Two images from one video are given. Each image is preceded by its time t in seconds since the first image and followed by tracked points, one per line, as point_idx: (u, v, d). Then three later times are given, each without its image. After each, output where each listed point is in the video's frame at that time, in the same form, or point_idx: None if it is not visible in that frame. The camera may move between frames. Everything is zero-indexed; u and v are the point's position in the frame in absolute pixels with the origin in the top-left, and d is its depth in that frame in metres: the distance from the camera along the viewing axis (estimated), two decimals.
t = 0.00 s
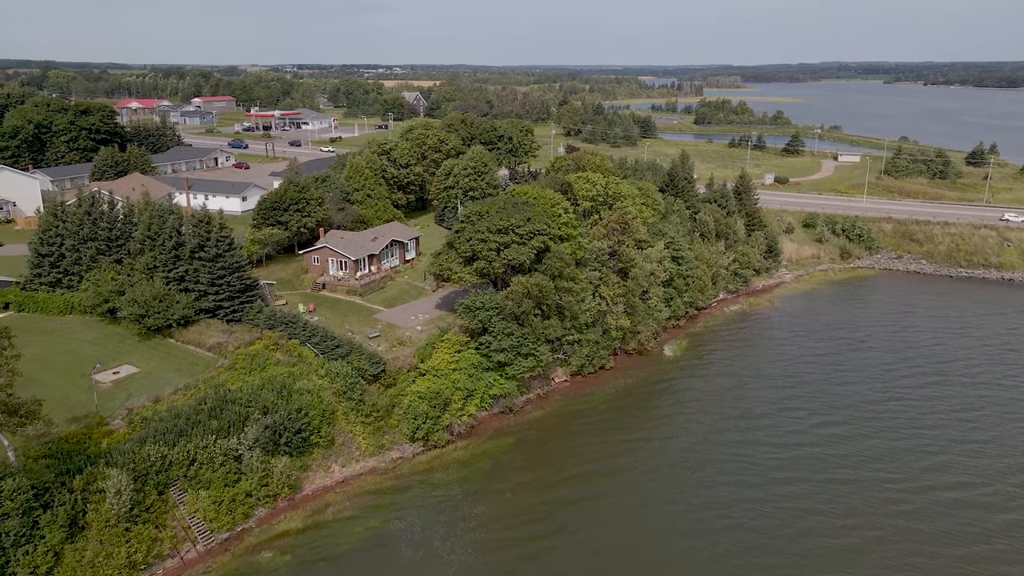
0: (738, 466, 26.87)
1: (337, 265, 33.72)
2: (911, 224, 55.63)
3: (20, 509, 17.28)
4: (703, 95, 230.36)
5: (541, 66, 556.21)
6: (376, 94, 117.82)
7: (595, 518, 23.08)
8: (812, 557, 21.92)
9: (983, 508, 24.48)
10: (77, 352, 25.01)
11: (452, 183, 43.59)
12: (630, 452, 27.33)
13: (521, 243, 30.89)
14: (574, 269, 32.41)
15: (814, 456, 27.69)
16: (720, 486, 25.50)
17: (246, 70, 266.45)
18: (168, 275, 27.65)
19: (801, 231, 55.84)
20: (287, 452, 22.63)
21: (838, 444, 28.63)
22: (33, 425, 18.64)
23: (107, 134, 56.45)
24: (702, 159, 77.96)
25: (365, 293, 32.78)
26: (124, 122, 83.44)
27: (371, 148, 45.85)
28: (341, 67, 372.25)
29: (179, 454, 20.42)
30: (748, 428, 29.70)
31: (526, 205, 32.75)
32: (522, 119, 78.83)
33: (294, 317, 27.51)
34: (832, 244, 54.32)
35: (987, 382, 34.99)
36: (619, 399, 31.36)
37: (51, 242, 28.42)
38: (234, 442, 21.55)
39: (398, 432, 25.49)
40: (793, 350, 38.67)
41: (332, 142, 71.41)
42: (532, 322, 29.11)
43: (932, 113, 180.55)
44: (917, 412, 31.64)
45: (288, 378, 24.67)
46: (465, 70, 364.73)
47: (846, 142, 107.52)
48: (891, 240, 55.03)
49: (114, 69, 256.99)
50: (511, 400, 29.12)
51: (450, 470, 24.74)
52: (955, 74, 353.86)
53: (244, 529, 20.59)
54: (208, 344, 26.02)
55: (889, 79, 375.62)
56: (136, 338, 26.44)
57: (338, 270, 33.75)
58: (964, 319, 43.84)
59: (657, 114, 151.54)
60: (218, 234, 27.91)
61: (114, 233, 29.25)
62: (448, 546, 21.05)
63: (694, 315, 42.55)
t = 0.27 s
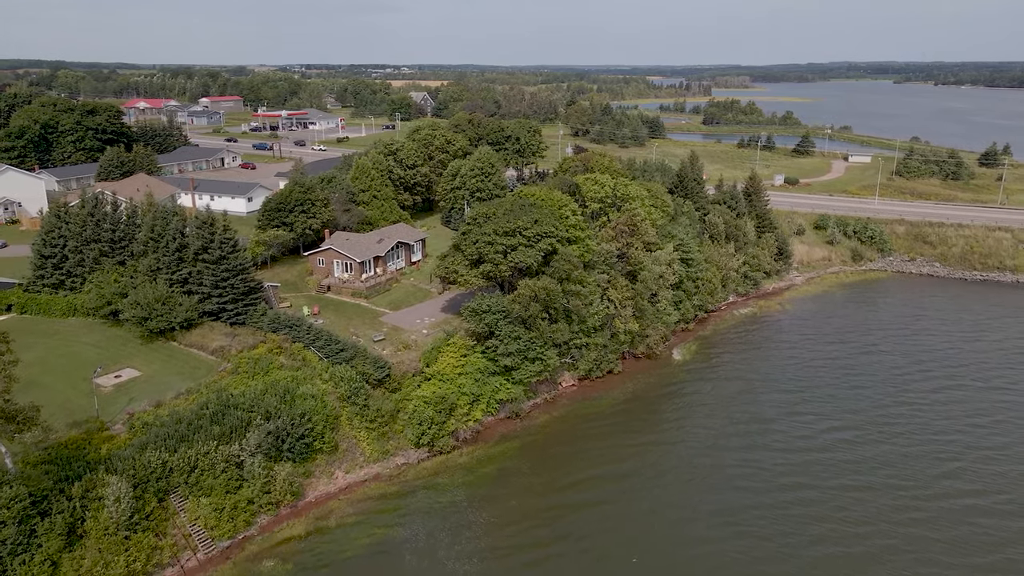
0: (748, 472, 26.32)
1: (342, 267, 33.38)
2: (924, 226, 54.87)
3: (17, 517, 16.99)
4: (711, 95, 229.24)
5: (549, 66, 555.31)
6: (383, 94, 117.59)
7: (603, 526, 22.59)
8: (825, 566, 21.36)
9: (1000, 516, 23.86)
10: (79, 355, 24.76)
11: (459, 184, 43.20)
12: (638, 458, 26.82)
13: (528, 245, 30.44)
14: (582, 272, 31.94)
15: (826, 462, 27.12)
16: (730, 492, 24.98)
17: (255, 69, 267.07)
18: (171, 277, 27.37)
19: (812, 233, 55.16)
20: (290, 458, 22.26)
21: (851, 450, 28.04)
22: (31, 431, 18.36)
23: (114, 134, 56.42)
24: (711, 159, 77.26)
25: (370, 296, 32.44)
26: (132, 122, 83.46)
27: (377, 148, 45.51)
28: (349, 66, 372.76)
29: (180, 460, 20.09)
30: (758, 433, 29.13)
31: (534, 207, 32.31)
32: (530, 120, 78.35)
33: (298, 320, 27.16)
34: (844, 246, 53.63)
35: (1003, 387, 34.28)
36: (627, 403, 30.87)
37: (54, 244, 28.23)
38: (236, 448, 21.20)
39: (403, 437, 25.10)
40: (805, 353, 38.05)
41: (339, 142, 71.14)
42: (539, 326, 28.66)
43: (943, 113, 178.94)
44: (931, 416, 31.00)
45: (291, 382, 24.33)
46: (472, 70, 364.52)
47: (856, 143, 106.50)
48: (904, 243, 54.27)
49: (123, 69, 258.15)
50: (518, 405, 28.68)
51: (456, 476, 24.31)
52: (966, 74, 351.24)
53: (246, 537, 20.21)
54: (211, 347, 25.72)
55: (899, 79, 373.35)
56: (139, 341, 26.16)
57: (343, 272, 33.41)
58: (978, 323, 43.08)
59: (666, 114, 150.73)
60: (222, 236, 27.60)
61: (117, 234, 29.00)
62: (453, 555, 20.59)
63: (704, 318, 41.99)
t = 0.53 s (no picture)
0: (760, 479, 25.69)
1: (348, 269, 33.02)
2: (938, 229, 54.03)
3: (13, 526, 16.64)
4: (720, 95, 228.00)
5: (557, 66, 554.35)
6: (391, 94, 117.30)
7: (612, 535, 22.04)
8: None
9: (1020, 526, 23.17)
10: (81, 359, 24.45)
11: (466, 185, 42.76)
12: (648, 465, 26.25)
13: (536, 248, 29.95)
14: (591, 275, 31.42)
15: (840, 469, 26.49)
16: (741, 499, 24.41)
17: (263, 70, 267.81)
18: (175, 279, 27.06)
19: (824, 235, 54.41)
20: (293, 465, 21.86)
21: (865, 456, 27.41)
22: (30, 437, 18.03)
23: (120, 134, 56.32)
24: (721, 160, 76.49)
25: (376, 299, 32.08)
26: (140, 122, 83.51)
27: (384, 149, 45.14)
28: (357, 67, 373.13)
29: (181, 468, 19.71)
30: (771, 439, 28.52)
31: (542, 209, 31.83)
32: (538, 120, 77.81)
33: (302, 324, 26.77)
34: (856, 249, 52.87)
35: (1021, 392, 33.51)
36: (636, 409, 30.32)
37: (58, 245, 27.99)
38: (238, 455, 20.81)
39: (408, 444, 24.66)
40: (817, 357, 37.39)
41: (346, 143, 70.88)
42: (547, 330, 28.17)
43: (955, 114, 177.19)
44: (947, 422, 30.28)
45: (295, 387, 23.95)
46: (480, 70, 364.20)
47: (868, 144, 105.44)
48: (917, 245, 53.44)
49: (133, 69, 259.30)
50: (526, 411, 28.21)
51: (462, 484, 23.83)
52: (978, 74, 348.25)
53: (248, 546, 19.79)
54: (214, 350, 25.39)
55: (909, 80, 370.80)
56: (142, 344, 25.86)
57: (349, 274, 33.04)
58: (995, 327, 42.26)
59: (675, 114, 149.82)
60: (227, 238, 27.25)
61: (120, 236, 28.70)
62: (459, 565, 20.09)
63: (714, 322, 41.39)
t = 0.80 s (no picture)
0: (772, 486, 25.14)
1: (353, 271, 32.66)
2: (952, 231, 53.23)
3: (10, 535, 16.32)
4: (729, 95, 226.84)
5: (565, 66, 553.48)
6: (398, 95, 117.04)
7: (620, 544, 21.55)
8: None
9: None
10: (83, 362, 24.18)
11: (473, 186, 42.34)
12: (657, 471, 25.74)
13: (544, 251, 29.49)
14: (599, 279, 30.94)
15: (854, 476, 25.90)
16: (751, 507, 23.88)
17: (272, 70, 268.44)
18: (178, 281, 26.75)
19: (835, 237, 53.70)
20: (295, 471, 21.49)
21: (879, 462, 26.79)
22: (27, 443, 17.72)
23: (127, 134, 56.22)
24: (731, 161, 75.78)
25: (381, 301, 31.71)
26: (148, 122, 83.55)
27: (390, 150, 44.78)
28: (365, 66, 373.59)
29: (181, 474, 19.37)
30: (782, 445, 27.95)
31: (550, 211, 31.38)
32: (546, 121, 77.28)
33: (306, 327, 26.40)
34: (868, 251, 52.14)
35: None
36: (645, 414, 29.81)
37: (61, 247, 27.75)
38: (240, 461, 20.47)
39: (413, 450, 24.27)
40: (829, 361, 36.75)
41: (354, 143, 70.63)
42: (555, 334, 27.71)
43: (967, 114, 175.53)
44: (963, 428, 29.61)
45: (298, 392, 23.60)
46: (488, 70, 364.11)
47: (879, 144, 104.43)
48: (930, 248, 52.65)
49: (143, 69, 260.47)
50: (532, 416, 27.76)
51: (467, 491, 23.39)
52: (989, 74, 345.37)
53: (249, 554, 19.42)
54: (217, 354, 25.09)
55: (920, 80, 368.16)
56: (145, 347, 25.58)
57: (354, 277, 32.68)
58: (1010, 331, 41.47)
59: (683, 115, 149.00)
60: (230, 240, 26.93)
61: (124, 238, 28.44)
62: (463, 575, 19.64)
63: (724, 325, 40.82)
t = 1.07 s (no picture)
0: (784, 492, 24.59)
1: (358, 273, 32.30)
2: (966, 233, 52.44)
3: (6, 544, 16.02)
4: (737, 94, 225.68)
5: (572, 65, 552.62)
6: (405, 94, 116.79)
7: (628, 553, 21.06)
8: None
9: None
10: (85, 366, 23.91)
11: (480, 187, 41.92)
12: (666, 478, 25.24)
13: (552, 254, 29.04)
14: (607, 282, 30.46)
15: (868, 483, 25.31)
16: (763, 515, 23.30)
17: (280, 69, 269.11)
18: (181, 284, 26.45)
19: (846, 239, 53.00)
20: (298, 478, 21.12)
21: (893, 469, 26.20)
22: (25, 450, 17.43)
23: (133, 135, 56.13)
24: (740, 162, 75.09)
25: (387, 304, 31.34)
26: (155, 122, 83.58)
27: (397, 150, 44.41)
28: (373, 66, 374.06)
29: (181, 482, 19.03)
30: (795, 451, 27.38)
31: (558, 213, 30.93)
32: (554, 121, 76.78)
33: (310, 331, 26.04)
34: (881, 254, 51.45)
35: None
36: (654, 420, 29.30)
37: (63, 249, 27.52)
38: (241, 468, 20.12)
39: (418, 456, 23.87)
40: (842, 365, 36.12)
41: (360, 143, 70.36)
42: (562, 339, 27.26)
43: (979, 114, 173.89)
44: (979, 434, 28.96)
45: (301, 397, 23.24)
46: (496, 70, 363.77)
47: (890, 145, 103.44)
48: (944, 250, 51.89)
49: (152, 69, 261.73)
50: (539, 422, 27.31)
51: (473, 498, 22.96)
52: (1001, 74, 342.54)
53: (251, 563, 19.06)
54: (220, 358, 24.76)
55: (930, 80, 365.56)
56: (147, 351, 25.29)
57: (359, 279, 32.32)
58: None
59: (692, 115, 148.19)
60: (234, 242, 26.61)
61: (127, 240, 28.18)
62: None
63: (734, 329, 40.24)
